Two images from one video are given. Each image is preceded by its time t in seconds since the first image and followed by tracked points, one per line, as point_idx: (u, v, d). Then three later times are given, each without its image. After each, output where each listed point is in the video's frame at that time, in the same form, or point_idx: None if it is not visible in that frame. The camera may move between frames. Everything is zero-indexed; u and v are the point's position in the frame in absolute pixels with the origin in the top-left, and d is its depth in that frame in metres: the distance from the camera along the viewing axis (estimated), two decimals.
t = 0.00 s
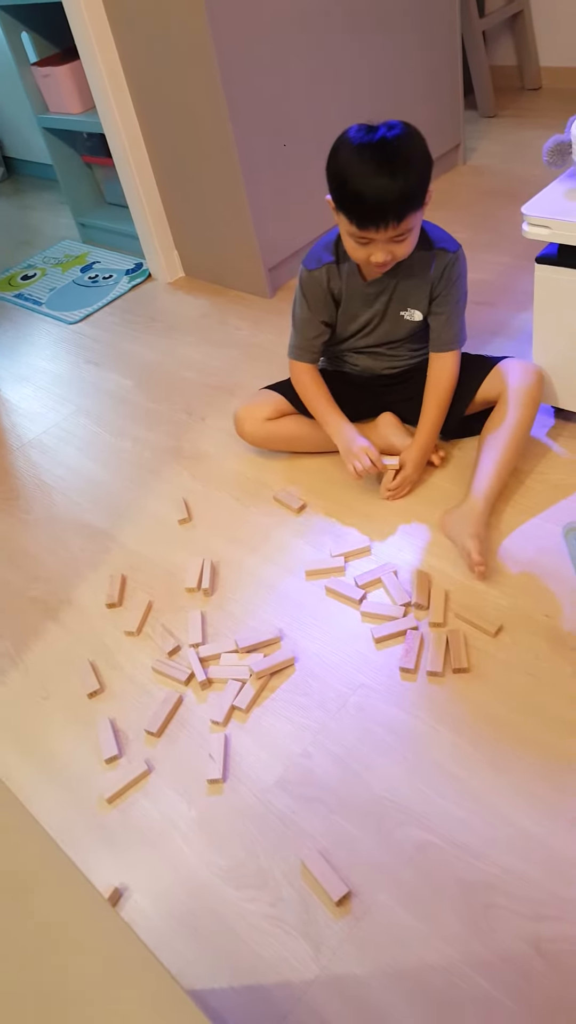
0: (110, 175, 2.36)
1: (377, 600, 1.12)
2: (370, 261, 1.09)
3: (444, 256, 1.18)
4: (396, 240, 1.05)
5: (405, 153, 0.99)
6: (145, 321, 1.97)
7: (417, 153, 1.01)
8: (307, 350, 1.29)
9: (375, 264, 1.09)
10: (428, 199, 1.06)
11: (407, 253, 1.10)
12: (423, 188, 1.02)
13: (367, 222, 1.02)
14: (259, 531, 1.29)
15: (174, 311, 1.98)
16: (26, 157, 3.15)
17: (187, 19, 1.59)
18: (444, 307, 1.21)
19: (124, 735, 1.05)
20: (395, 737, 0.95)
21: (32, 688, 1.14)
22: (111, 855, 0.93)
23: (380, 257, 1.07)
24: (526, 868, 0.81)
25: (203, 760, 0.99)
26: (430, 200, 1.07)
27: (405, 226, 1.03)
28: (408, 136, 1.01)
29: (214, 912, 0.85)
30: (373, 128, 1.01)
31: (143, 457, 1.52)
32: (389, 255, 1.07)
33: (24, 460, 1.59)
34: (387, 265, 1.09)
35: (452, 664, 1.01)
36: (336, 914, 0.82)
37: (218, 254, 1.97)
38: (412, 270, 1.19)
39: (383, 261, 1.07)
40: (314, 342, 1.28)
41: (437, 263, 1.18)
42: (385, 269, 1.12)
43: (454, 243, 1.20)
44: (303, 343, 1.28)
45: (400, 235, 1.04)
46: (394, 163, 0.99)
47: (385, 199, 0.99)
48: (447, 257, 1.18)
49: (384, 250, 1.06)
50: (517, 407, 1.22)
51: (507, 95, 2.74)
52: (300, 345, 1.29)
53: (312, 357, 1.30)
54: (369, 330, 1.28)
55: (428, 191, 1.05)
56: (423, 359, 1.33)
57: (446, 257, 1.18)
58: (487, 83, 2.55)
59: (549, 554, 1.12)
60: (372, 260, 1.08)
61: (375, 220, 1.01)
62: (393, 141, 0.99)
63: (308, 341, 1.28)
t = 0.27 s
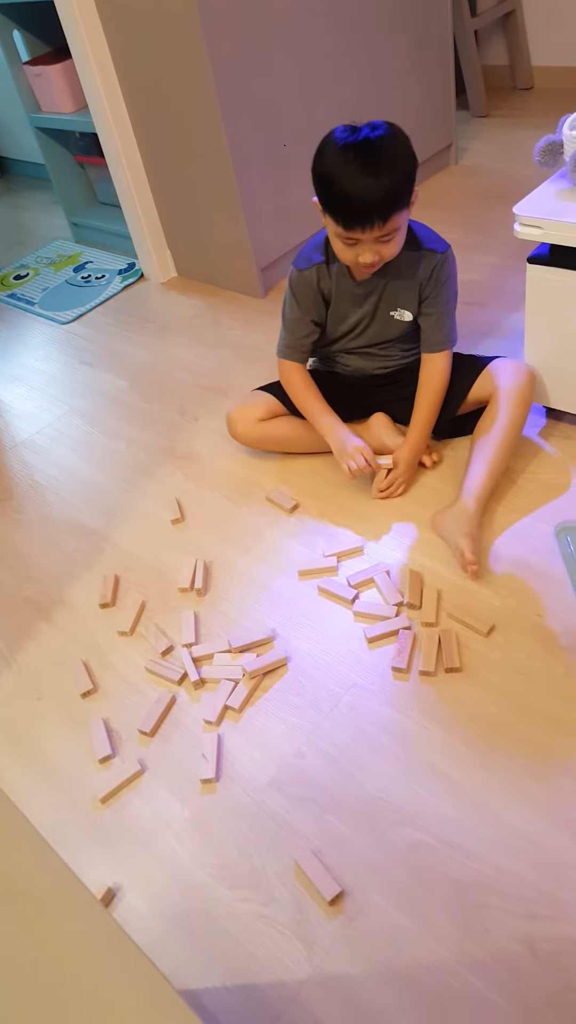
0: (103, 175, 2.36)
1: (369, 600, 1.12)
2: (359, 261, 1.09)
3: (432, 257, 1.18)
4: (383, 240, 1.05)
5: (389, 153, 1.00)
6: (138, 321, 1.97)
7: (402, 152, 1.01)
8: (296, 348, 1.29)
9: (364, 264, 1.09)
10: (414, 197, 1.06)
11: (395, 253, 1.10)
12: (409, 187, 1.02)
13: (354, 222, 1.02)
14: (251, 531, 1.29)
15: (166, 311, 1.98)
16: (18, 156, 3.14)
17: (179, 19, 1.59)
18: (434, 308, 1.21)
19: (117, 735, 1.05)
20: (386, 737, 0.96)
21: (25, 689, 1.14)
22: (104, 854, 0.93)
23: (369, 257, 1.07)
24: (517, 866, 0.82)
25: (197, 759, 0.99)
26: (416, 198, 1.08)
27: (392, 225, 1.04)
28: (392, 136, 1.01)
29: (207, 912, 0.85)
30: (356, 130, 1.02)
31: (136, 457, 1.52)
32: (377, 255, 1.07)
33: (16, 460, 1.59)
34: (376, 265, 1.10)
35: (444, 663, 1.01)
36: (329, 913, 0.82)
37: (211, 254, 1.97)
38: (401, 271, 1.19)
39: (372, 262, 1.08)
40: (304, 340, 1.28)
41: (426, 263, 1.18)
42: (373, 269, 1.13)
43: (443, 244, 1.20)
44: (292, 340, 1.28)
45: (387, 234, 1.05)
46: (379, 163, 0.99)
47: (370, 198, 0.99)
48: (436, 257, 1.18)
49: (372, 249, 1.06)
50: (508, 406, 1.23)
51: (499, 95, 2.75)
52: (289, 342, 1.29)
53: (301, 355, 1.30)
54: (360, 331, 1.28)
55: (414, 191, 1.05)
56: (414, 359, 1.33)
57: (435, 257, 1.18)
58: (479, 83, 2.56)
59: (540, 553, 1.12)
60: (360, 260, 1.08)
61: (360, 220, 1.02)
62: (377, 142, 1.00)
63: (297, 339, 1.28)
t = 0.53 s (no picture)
0: (95, 172, 2.35)
1: (363, 598, 1.12)
2: (353, 261, 1.09)
3: (426, 256, 1.18)
4: (377, 240, 1.06)
5: (382, 153, 0.99)
6: (131, 319, 1.97)
7: (395, 151, 1.01)
8: (290, 346, 1.29)
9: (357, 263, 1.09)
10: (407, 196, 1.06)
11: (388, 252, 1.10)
12: (402, 187, 1.02)
13: (347, 222, 1.02)
14: (246, 530, 1.29)
15: (160, 309, 1.97)
16: (11, 154, 3.13)
17: (171, 17, 1.58)
18: (428, 307, 1.21)
19: (112, 734, 1.05)
20: (381, 735, 0.96)
21: (19, 689, 1.14)
22: (99, 854, 0.92)
23: (362, 256, 1.07)
24: (511, 864, 0.82)
25: (191, 758, 0.99)
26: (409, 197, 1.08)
27: (385, 225, 1.04)
28: (385, 135, 1.01)
29: (203, 911, 0.85)
30: (349, 128, 1.01)
31: (129, 456, 1.52)
32: (371, 254, 1.07)
33: (10, 459, 1.59)
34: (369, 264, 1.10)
35: (438, 662, 1.01)
36: (324, 911, 0.82)
37: (204, 252, 1.97)
38: (394, 271, 1.19)
39: (365, 261, 1.08)
40: (298, 337, 1.28)
41: (420, 262, 1.18)
42: (366, 268, 1.13)
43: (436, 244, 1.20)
44: (286, 338, 1.28)
45: (381, 234, 1.05)
46: (372, 162, 0.99)
47: (364, 198, 0.99)
48: (430, 257, 1.18)
49: (365, 249, 1.06)
50: (501, 404, 1.23)
51: (492, 92, 2.75)
52: (283, 339, 1.28)
53: (295, 353, 1.30)
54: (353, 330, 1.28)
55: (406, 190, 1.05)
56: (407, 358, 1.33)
57: (429, 257, 1.18)
58: (472, 81, 2.56)
59: (534, 551, 1.12)
60: (354, 260, 1.08)
61: (353, 220, 1.02)
62: (370, 141, 0.99)
63: (291, 336, 1.28)
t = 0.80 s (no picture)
0: (91, 174, 2.35)
1: (359, 597, 1.12)
2: (349, 261, 1.09)
3: (421, 256, 1.18)
4: (373, 240, 1.06)
5: (378, 154, 1.00)
6: (127, 320, 1.97)
7: (392, 152, 1.01)
8: (285, 345, 1.29)
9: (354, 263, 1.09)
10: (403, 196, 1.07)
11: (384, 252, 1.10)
12: (398, 187, 1.02)
13: (343, 223, 1.02)
14: (242, 530, 1.29)
15: (156, 310, 1.98)
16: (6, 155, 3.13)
17: (165, 19, 1.58)
18: (423, 307, 1.21)
19: (108, 735, 1.04)
20: (376, 734, 0.96)
21: (16, 690, 1.14)
22: (96, 854, 0.92)
23: (358, 256, 1.07)
24: (506, 862, 0.82)
25: (188, 758, 0.99)
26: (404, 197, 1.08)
27: (381, 225, 1.04)
28: (382, 135, 1.01)
29: (199, 910, 0.85)
30: (346, 129, 1.01)
31: (125, 456, 1.52)
32: (367, 254, 1.07)
33: (7, 460, 1.59)
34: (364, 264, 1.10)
35: (434, 660, 1.01)
36: (320, 910, 0.82)
37: (200, 253, 1.97)
38: (389, 270, 1.19)
39: (361, 261, 1.08)
40: (294, 337, 1.28)
41: (415, 262, 1.18)
42: (361, 268, 1.13)
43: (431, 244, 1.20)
44: (282, 337, 1.28)
45: (377, 234, 1.05)
46: (368, 163, 0.99)
47: (360, 199, 0.99)
48: (425, 256, 1.18)
49: (361, 249, 1.06)
50: (497, 402, 1.23)
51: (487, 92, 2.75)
52: (279, 338, 1.28)
53: (290, 352, 1.30)
54: (349, 330, 1.29)
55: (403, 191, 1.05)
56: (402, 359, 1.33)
57: (424, 256, 1.18)
58: (466, 80, 2.56)
59: (529, 550, 1.12)
60: (350, 260, 1.08)
61: (350, 221, 1.02)
62: (367, 142, 0.99)
63: (288, 336, 1.28)
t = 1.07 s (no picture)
0: (88, 173, 2.35)
1: (357, 597, 1.12)
2: (347, 260, 1.09)
3: (419, 256, 1.18)
4: (371, 239, 1.05)
5: (377, 153, 1.00)
6: (124, 319, 1.96)
7: (391, 151, 1.01)
8: (284, 345, 1.29)
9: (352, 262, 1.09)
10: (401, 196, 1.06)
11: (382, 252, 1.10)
12: (397, 186, 1.02)
13: (343, 222, 1.02)
14: (239, 530, 1.28)
15: (153, 309, 1.97)
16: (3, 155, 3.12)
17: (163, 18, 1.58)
18: (421, 307, 1.21)
19: (106, 734, 1.04)
20: (374, 734, 0.96)
21: (13, 690, 1.14)
22: (93, 854, 0.92)
23: (357, 255, 1.07)
24: (504, 862, 0.82)
25: (185, 757, 0.99)
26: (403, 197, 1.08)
27: (380, 225, 1.04)
28: (381, 135, 1.01)
29: (197, 910, 0.85)
30: (345, 128, 1.01)
31: (122, 456, 1.51)
32: (365, 254, 1.07)
33: (4, 460, 1.58)
34: (363, 264, 1.10)
35: (432, 660, 1.01)
36: (318, 910, 0.82)
37: (197, 252, 1.97)
38: (387, 270, 1.19)
39: (359, 261, 1.08)
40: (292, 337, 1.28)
41: (413, 261, 1.18)
42: (360, 267, 1.12)
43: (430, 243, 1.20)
44: (281, 337, 1.28)
45: (375, 233, 1.05)
46: (367, 162, 0.99)
47: (359, 197, 0.99)
48: (423, 256, 1.18)
49: (360, 248, 1.06)
50: (495, 402, 1.23)
51: (484, 91, 2.76)
52: (277, 338, 1.28)
53: (289, 352, 1.30)
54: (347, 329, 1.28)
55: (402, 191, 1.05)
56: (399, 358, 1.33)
57: (422, 256, 1.18)
58: (463, 80, 2.56)
59: (526, 550, 1.13)
60: (348, 259, 1.08)
61: (349, 220, 1.02)
62: (366, 141, 0.99)
63: (286, 336, 1.28)
